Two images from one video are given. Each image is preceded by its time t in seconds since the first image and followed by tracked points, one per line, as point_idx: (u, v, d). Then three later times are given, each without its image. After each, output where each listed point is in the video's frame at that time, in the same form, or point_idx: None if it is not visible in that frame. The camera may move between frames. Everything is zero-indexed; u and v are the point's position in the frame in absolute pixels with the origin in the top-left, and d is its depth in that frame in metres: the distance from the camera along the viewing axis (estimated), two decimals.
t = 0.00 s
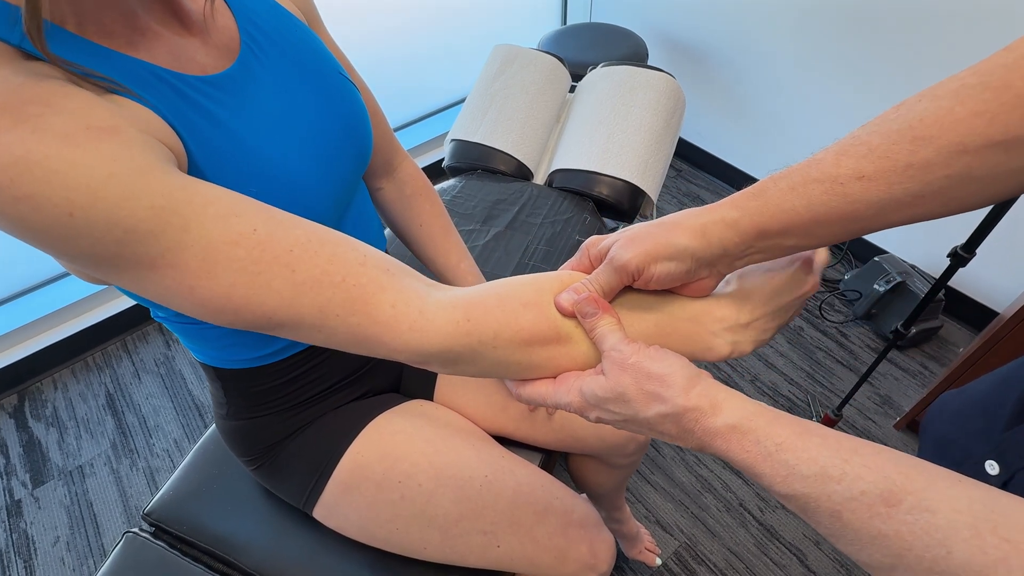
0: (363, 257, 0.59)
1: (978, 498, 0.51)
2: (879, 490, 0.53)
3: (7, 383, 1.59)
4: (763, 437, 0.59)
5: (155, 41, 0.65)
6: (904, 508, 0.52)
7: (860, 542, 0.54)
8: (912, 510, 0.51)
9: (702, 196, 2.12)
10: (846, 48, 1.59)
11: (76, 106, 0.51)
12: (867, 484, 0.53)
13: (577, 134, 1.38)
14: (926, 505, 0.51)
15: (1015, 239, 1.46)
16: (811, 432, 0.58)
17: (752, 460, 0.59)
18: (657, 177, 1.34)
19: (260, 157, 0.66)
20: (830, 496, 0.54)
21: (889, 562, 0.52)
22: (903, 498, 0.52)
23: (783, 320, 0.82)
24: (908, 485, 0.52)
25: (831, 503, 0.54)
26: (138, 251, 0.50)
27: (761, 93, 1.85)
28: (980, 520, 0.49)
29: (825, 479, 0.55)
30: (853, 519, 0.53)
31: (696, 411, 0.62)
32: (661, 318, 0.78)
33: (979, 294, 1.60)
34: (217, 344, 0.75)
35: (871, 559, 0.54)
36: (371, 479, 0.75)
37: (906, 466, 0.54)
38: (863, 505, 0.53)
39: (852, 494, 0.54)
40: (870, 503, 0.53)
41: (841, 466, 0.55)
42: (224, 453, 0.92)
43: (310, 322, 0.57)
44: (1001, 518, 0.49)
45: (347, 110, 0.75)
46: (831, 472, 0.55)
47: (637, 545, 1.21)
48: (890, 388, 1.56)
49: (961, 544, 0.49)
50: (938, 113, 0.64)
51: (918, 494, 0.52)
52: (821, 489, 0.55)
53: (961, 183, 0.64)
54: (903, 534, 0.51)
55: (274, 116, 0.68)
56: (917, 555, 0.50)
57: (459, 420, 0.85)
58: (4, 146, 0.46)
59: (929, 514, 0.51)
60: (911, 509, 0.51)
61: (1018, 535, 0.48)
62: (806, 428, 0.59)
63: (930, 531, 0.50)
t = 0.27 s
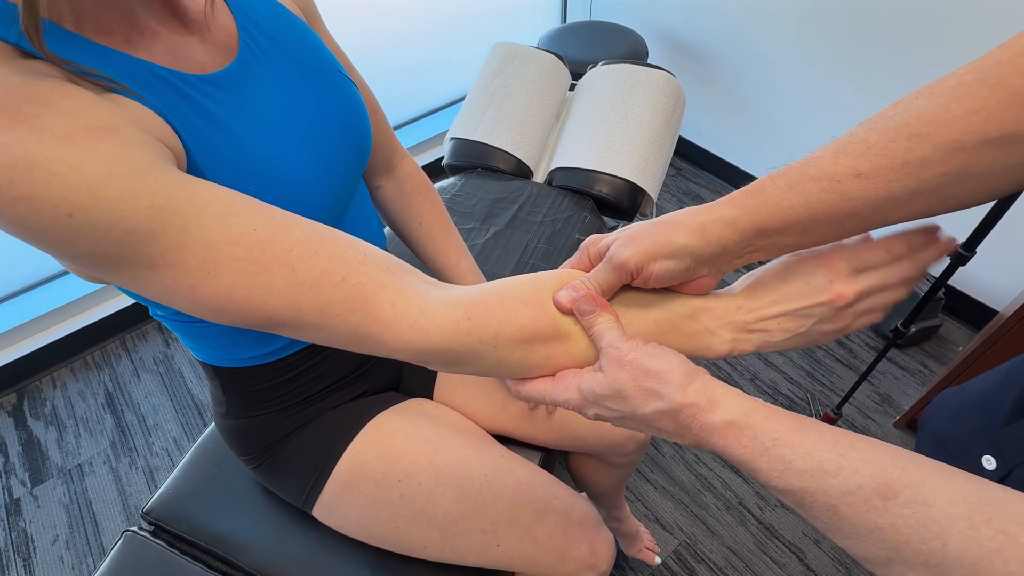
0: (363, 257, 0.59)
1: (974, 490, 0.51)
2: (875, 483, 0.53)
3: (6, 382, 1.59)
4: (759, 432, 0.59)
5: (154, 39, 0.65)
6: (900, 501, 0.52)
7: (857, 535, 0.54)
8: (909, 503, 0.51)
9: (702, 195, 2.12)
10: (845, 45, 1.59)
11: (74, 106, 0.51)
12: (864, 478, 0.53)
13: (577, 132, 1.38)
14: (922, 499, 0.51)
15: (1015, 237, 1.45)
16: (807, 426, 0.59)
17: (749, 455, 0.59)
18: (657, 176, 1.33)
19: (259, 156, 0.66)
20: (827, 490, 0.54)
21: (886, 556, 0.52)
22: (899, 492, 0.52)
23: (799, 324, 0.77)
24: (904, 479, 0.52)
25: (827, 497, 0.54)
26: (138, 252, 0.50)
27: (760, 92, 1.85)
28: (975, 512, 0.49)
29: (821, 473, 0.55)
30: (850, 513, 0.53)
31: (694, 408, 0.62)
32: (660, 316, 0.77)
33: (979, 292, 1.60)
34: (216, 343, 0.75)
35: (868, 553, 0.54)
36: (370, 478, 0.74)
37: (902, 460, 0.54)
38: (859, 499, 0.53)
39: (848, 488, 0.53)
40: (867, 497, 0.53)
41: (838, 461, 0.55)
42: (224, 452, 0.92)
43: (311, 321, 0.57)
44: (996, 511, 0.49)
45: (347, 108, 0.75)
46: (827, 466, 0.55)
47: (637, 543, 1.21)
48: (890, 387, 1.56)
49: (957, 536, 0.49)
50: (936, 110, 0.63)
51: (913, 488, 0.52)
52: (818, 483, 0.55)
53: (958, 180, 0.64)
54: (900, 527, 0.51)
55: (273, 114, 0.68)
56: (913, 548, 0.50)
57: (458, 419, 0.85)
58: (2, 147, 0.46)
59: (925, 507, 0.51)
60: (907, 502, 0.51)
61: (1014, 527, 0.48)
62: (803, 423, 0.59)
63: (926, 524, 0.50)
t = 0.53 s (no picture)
0: (362, 249, 0.59)
1: (974, 490, 0.51)
2: (877, 482, 0.53)
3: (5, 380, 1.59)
4: (760, 431, 0.59)
5: (152, 35, 0.65)
6: (902, 499, 0.52)
7: (858, 534, 0.54)
8: (911, 501, 0.51)
9: (701, 193, 2.12)
10: (846, 44, 1.59)
11: (70, 99, 0.51)
12: (865, 476, 0.54)
13: (577, 131, 1.37)
14: (924, 497, 0.51)
15: (1016, 236, 1.45)
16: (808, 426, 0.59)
17: (750, 454, 0.59)
18: (657, 175, 1.33)
19: (258, 152, 0.66)
20: (828, 488, 0.54)
21: (888, 555, 0.52)
22: (901, 490, 0.52)
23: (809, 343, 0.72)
24: (906, 477, 0.53)
25: (829, 496, 0.54)
26: (135, 244, 0.50)
27: (760, 90, 1.85)
28: (976, 510, 0.50)
29: (823, 471, 0.55)
30: (851, 512, 0.53)
31: (695, 406, 0.62)
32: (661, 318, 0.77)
33: (979, 292, 1.60)
34: (215, 341, 0.75)
35: (870, 552, 0.54)
36: (370, 477, 0.74)
37: (904, 459, 0.54)
38: (861, 497, 0.53)
39: (851, 487, 0.54)
40: (869, 495, 0.53)
41: (839, 459, 0.55)
42: (223, 450, 0.92)
43: (310, 311, 0.57)
44: (998, 508, 0.49)
45: (346, 105, 0.75)
46: (829, 465, 0.55)
47: (636, 541, 1.21)
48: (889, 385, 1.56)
49: (960, 535, 0.49)
50: (937, 110, 0.63)
51: (915, 486, 0.52)
52: (819, 482, 0.55)
53: (957, 182, 0.64)
54: (902, 525, 0.51)
55: (272, 110, 0.68)
56: (915, 547, 0.50)
57: (458, 418, 0.85)
58: None
59: (927, 505, 0.51)
60: (910, 500, 0.52)
61: (1016, 525, 0.48)
62: (803, 421, 0.59)
63: (928, 523, 0.50)
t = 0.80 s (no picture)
0: (360, 244, 0.59)
1: (984, 488, 0.51)
2: (885, 480, 0.53)
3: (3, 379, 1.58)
4: (766, 428, 0.59)
5: (148, 28, 0.64)
6: (911, 498, 0.51)
7: (865, 533, 0.53)
8: (919, 500, 0.51)
9: (702, 191, 2.11)
10: (846, 43, 1.58)
11: (63, 93, 0.50)
12: (872, 474, 0.53)
13: (577, 129, 1.37)
14: (933, 495, 0.51)
15: (1018, 235, 1.45)
16: (814, 424, 0.58)
17: (755, 452, 0.58)
18: (658, 173, 1.33)
19: (256, 148, 0.66)
20: (835, 487, 0.54)
21: (896, 554, 0.52)
22: (909, 489, 0.52)
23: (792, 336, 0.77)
24: (914, 475, 0.52)
25: (836, 494, 0.54)
26: (128, 238, 0.49)
27: (761, 89, 1.84)
28: (986, 509, 0.49)
29: (829, 470, 0.55)
30: (858, 511, 0.53)
31: (699, 403, 0.62)
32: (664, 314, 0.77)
33: (980, 291, 1.60)
34: (214, 340, 0.74)
35: (877, 551, 0.53)
36: (370, 477, 0.74)
37: (913, 457, 0.54)
38: (868, 496, 0.53)
39: (857, 485, 0.53)
40: (876, 494, 0.52)
41: (846, 457, 0.55)
42: (223, 449, 0.92)
43: (307, 304, 0.56)
44: (1008, 507, 0.49)
45: (344, 100, 0.74)
46: (835, 463, 0.55)
47: (637, 541, 1.21)
48: (890, 384, 1.56)
49: (970, 534, 0.48)
50: (943, 107, 0.63)
51: (924, 485, 0.52)
52: (825, 480, 0.54)
53: (964, 179, 0.64)
54: (910, 524, 0.51)
55: (270, 106, 0.67)
56: (924, 546, 0.50)
57: (459, 416, 0.85)
58: None
59: (936, 504, 0.50)
60: (918, 499, 0.51)
61: None
62: (810, 420, 0.59)
63: (937, 521, 0.50)
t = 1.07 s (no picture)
0: (360, 245, 0.58)
1: (983, 486, 0.51)
2: (883, 478, 0.53)
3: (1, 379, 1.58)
4: (765, 427, 0.59)
5: (146, 26, 0.64)
6: (909, 495, 0.51)
7: (864, 531, 0.53)
8: (918, 497, 0.51)
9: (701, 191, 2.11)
10: (846, 42, 1.58)
11: (61, 92, 0.50)
12: (871, 472, 0.53)
13: (577, 128, 1.37)
14: (932, 493, 0.51)
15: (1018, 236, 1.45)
16: (813, 422, 0.58)
17: (754, 451, 0.58)
18: (657, 173, 1.32)
19: (254, 148, 0.65)
20: (834, 485, 0.54)
21: (895, 551, 0.52)
22: (908, 486, 0.52)
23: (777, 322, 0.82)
24: (913, 473, 0.52)
25: (835, 493, 0.54)
26: (127, 239, 0.49)
27: (761, 89, 1.84)
28: (985, 506, 0.49)
29: (828, 468, 0.54)
30: (857, 509, 0.53)
31: (697, 403, 0.62)
32: (662, 313, 0.77)
33: (980, 292, 1.60)
34: (213, 340, 0.74)
35: (876, 549, 0.53)
36: (370, 478, 0.74)
37: (911, 455, 0.54)
38: (867, 494, 0.53)
39: (856, 483, 0.53)
40: (875, 491, 0.52)
41: (844, 455, 0.55)
42: (223, 450, 0.91)
43: (306, 307, 0.56)
44: (1007, 504, 0.49)
45: (343, 100, 0.74)
46: (833, 461, 0.54)
47: (636, 541, 1.21)
48: (889, 384, 1.56)
49: (969, 531, 0.48)
50: (944, 107, 0.63)
51: (923, 482, 0.51)
52: (824, 478, 0.54)
53: (964, 179, 0.64)
54: (909, 521, 0.51)
55: (268, 105, 0.67)
56: (923, 544, 0.50)
57: (458, 417, 0.85)
58: None
59: (935, 501, 0.50)
60: (917, 496, 0.51)
61: None
62: (808, 419, 0.59)
63: (936, 518, 0.50)
